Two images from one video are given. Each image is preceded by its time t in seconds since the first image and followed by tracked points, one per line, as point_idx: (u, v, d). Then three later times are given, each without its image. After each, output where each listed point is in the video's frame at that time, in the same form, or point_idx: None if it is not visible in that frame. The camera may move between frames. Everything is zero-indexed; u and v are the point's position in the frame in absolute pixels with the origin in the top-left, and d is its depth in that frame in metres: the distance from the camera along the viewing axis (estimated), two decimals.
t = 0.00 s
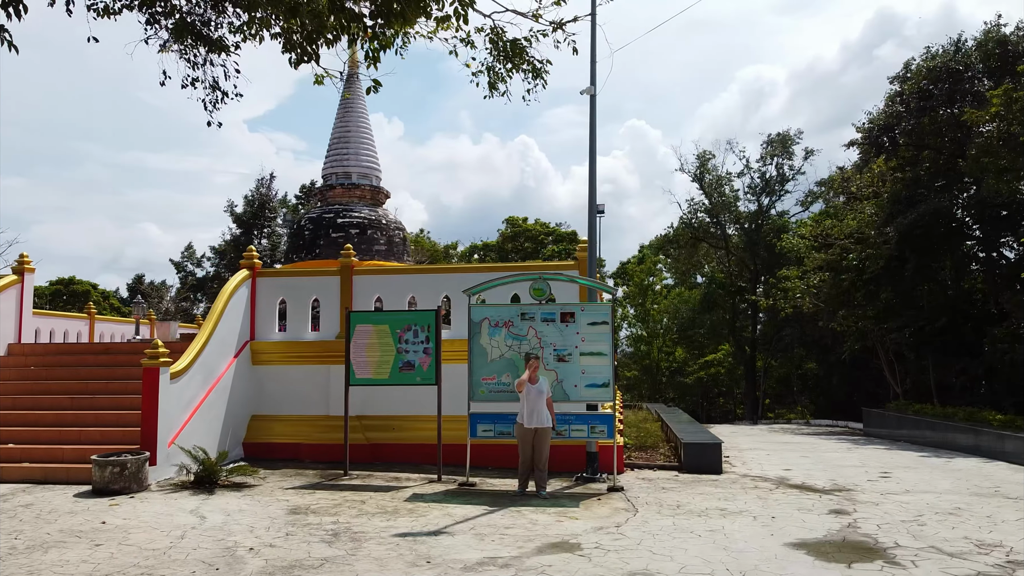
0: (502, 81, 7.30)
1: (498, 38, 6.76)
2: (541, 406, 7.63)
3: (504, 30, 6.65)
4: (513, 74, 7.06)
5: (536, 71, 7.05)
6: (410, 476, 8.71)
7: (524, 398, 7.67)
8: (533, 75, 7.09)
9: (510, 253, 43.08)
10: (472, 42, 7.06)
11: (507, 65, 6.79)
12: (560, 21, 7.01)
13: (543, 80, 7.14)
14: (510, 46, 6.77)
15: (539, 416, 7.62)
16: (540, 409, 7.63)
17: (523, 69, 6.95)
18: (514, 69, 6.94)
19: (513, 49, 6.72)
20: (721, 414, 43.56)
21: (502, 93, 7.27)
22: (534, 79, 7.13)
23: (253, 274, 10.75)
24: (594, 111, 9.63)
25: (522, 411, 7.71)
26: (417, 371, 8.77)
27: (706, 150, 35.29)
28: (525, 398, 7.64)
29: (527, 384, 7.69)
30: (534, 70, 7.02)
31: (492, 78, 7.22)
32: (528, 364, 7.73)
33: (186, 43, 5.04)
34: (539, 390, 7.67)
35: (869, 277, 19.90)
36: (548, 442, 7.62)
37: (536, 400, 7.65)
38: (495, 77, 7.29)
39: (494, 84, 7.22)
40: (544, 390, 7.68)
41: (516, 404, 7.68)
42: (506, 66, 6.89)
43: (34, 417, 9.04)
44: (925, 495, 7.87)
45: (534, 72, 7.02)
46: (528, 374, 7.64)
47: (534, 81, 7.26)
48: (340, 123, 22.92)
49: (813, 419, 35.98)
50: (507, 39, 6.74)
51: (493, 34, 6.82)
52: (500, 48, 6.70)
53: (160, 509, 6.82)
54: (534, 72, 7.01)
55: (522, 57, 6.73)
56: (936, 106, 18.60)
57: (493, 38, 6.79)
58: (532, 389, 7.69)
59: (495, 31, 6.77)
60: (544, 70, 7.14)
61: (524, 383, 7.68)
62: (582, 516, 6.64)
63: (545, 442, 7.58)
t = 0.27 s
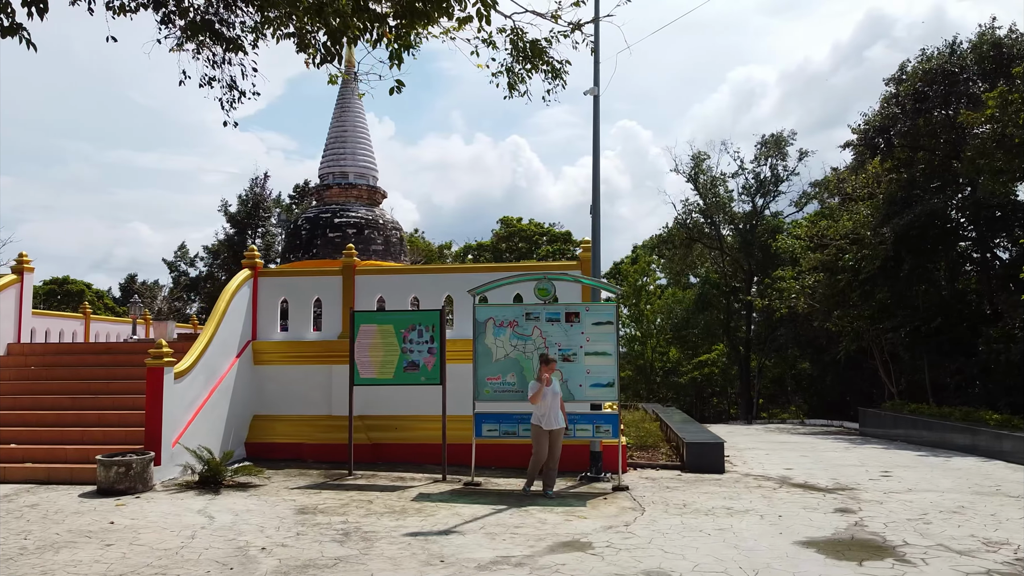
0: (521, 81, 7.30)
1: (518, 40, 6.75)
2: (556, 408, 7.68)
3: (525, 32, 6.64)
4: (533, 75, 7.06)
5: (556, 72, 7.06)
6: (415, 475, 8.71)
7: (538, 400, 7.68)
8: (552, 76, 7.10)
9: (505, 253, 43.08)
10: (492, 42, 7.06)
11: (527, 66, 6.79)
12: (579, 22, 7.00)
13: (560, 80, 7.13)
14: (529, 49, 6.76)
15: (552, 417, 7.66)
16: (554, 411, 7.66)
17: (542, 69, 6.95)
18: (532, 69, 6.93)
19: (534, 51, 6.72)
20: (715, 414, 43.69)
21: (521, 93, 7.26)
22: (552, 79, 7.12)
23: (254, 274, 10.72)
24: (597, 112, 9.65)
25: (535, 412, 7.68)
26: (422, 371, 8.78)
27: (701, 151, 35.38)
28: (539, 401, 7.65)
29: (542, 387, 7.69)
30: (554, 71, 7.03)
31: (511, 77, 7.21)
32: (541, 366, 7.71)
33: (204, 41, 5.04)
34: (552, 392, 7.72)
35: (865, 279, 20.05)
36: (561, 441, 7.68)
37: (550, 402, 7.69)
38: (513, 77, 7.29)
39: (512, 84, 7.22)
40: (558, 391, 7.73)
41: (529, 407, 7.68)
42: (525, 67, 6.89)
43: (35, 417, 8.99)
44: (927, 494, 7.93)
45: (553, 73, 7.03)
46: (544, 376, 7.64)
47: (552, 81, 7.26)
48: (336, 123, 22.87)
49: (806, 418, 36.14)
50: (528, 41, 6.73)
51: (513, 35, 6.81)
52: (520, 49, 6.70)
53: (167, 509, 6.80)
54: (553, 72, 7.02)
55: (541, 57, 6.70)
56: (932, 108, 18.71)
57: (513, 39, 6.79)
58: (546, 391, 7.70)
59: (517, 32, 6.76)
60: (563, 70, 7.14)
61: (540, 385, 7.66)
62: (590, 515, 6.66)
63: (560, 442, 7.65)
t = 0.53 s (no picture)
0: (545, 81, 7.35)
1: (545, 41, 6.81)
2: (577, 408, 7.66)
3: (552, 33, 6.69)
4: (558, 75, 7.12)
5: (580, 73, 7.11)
6: (427, 475, 8.72)
7: (560, 400, 7.64)
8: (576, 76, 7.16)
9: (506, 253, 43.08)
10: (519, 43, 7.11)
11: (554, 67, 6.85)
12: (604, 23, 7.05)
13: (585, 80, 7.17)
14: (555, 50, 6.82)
15: (574, 417, 7.64)
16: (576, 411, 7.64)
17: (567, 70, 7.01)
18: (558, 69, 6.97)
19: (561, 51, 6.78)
20: (717, 414, 43.69)
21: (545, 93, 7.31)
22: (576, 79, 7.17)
23: (264, 274, 10.72)
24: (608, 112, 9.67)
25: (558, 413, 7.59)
26: (434, 371, 8.79)
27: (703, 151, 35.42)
28: (563, 400, 7.61)
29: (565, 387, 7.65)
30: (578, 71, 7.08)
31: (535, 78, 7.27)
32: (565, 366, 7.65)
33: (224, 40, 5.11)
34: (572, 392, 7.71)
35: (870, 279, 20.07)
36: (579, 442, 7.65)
37: (572, 402, 7.69)
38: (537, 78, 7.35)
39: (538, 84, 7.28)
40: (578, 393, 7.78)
41: (551, 406, 7.59)
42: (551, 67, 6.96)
43: (47, 417, 9.01)
44: (939, 493, 7.95)
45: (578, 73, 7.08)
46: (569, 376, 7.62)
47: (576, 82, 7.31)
48: (340, 123, 22.89)
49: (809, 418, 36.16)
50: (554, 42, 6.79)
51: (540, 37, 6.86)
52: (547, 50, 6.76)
53: (183, 509, 6.81)
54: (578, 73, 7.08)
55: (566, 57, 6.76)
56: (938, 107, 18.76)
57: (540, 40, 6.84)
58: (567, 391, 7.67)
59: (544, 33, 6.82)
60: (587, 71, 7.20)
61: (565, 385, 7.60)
62: (606, 515, 6.67)
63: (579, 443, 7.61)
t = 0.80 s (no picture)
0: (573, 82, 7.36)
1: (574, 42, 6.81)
2: (604, 409, 7.58)
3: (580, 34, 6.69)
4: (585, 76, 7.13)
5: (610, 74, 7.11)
6: (440, 475, 8.73)
7: (590, 401, 7.50)
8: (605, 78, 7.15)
9: (509, 253, 43.10)
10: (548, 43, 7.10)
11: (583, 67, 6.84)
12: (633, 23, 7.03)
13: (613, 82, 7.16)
14: (582, 52, 6.82)
15: (602, 419, 7.54)
16: (604, 413, 7.55)
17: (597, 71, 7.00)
18: (586, 70, 6.96)
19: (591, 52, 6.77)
20: (720, 414, 43.70)
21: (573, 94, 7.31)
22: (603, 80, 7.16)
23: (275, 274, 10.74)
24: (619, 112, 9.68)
25: (589, 417, 7.44)
26: (447, 371, 8.80)
27: (707, 151, 35.36)
28: (593, 402, 7.47)
29: (593, 390, 7.53)
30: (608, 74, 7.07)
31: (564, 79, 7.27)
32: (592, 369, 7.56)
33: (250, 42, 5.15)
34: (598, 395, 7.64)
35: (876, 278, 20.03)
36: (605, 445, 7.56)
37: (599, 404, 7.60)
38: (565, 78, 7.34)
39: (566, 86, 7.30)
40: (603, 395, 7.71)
41: (581, 408, 7.42)
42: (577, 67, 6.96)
43: (60, 417, 9.03)
44: (954, 493, 7.96)
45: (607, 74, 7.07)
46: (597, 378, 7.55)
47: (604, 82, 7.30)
48: (346, 123, 22.89)
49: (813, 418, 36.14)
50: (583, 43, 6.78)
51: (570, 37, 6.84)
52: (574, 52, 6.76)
53: (201, 509, 6.82)
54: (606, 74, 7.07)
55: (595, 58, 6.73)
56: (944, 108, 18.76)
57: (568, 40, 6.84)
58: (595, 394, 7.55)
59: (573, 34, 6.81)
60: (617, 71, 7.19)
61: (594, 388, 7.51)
62: (623, 514, 6.69)
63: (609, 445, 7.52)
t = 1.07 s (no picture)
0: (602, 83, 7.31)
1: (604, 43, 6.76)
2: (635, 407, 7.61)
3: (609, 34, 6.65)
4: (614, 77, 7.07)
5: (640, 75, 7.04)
6: (454, 475, 8.74)
7: (626, 401, 7.48)
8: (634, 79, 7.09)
9: (512, 253, 43.09)
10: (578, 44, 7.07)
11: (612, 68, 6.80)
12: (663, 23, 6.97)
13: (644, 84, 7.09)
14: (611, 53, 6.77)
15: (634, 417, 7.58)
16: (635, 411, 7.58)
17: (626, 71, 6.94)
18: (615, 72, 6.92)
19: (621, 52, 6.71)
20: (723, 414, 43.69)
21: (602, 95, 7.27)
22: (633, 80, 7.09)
23: (286, 274, 10.74)
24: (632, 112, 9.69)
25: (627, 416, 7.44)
26: (461, 371, 8.81)
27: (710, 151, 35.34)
28: (629, 401, 7.47)
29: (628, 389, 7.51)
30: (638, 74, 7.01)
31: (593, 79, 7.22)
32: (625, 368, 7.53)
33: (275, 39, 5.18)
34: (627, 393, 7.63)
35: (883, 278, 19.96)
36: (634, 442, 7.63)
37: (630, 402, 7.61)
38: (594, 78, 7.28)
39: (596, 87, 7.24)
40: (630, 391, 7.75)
41: (618, 409, 7.40)
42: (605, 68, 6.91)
43: (73, 417, 9.05)
44: (968, 493, 7.96)
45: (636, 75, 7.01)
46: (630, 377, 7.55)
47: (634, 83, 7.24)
48: (352, 123, 22.90)
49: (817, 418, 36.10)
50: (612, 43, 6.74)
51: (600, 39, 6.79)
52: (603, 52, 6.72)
53: (218, 509, 6.83)
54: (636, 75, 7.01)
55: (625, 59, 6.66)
56: (951, 108, 18.75)
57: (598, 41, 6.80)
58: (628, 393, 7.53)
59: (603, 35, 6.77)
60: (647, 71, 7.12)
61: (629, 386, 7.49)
62: (640, 515, 6.68)
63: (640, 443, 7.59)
